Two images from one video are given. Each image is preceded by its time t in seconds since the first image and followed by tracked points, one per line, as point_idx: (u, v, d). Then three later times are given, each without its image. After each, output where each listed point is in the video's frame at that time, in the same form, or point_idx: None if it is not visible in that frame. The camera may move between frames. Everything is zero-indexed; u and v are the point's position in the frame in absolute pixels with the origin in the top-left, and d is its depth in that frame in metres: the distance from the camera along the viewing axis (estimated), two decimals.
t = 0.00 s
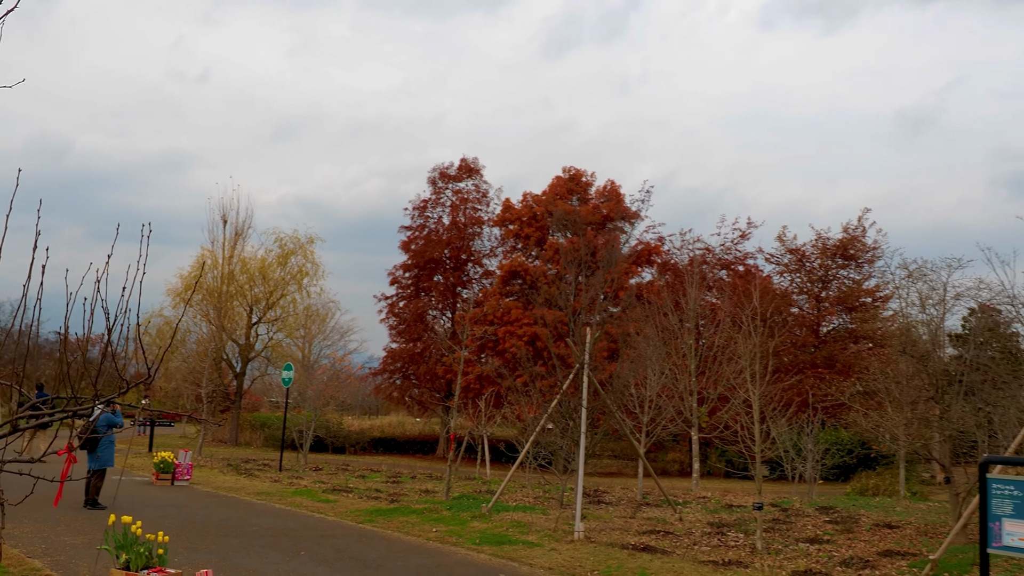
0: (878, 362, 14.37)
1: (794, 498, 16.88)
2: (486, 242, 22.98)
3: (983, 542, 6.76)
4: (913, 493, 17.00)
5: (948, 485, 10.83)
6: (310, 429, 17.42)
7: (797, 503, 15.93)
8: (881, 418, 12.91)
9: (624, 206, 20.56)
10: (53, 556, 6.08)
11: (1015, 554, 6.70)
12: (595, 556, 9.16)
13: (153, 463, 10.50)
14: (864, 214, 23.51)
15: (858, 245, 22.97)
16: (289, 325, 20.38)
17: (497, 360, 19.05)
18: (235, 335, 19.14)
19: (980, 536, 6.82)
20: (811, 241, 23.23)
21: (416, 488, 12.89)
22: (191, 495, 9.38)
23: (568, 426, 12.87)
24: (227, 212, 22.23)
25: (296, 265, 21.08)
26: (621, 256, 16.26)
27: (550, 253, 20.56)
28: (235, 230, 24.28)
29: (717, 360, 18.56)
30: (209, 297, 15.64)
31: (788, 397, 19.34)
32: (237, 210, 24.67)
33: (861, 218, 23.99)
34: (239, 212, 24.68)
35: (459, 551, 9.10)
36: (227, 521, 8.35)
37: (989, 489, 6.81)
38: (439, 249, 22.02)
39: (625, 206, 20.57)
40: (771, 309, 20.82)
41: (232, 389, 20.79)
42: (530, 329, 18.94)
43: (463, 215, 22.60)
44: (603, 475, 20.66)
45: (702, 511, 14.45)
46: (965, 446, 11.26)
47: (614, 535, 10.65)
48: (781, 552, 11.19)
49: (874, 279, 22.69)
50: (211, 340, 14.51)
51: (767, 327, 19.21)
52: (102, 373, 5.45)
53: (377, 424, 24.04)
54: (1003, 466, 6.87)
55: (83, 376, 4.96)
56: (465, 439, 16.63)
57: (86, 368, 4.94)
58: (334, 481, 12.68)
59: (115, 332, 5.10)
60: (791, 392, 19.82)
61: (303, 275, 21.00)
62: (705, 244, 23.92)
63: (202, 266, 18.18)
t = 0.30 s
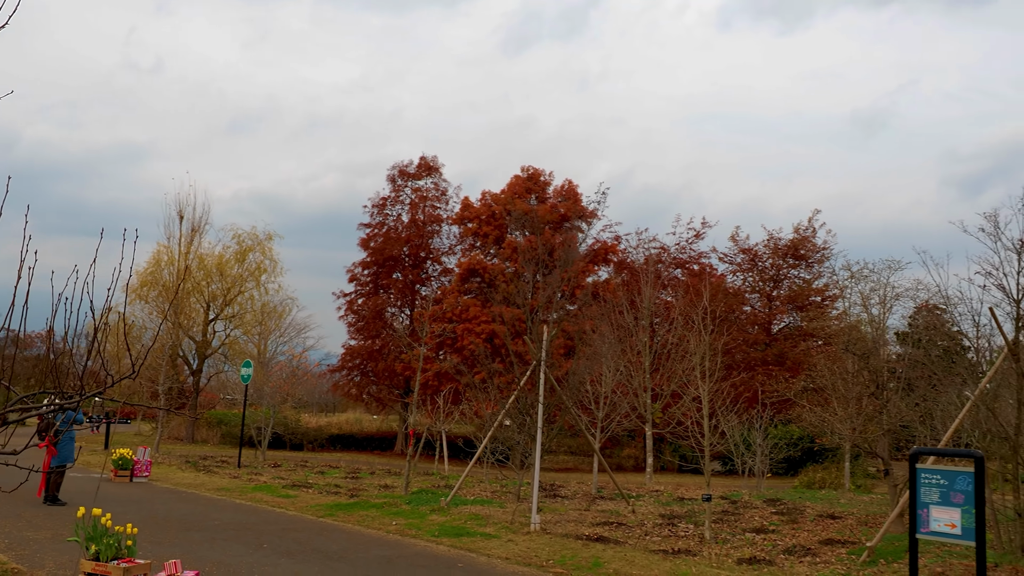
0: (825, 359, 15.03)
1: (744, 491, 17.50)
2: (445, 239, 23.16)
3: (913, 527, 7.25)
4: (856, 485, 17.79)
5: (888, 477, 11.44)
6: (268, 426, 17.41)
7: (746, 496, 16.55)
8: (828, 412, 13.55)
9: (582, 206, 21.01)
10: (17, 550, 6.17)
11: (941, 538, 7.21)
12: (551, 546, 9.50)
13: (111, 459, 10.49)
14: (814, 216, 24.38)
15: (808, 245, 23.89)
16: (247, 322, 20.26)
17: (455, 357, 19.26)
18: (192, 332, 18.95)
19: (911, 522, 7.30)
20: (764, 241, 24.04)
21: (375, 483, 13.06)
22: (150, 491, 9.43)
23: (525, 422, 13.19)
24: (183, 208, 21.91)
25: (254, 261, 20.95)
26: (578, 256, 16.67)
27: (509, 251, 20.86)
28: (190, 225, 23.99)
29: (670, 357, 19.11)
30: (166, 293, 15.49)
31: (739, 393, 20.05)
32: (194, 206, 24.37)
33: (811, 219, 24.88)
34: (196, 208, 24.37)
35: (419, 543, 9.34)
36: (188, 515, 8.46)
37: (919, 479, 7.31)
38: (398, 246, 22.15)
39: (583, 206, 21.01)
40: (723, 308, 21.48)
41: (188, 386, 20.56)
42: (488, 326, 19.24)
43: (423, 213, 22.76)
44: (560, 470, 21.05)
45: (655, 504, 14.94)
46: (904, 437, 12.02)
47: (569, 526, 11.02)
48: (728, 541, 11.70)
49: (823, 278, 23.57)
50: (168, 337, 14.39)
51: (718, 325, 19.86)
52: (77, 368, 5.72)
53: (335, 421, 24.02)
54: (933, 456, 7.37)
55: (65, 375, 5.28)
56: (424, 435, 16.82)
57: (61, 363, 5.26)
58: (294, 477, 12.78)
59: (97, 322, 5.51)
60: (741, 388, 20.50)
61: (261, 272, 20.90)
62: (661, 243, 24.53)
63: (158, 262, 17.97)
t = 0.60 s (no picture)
0: (773, 356, 15.66)
1: (693, 484, 18.10)
2: (402, 236, 23.25)
3: (848, 516, 7.79)
4: (801, 478, 18.53)
5: (829, 469, 12.07)
6: (224, 423, 17.35)
7: (695, 488, 17.14)
8: (774, 407, 14.16)
9: (537, 205, 21.35)
10: None
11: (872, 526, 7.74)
12: (505, 537, 9.84)
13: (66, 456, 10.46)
14: (765, 216, 25.09)
15: (759, 244, 24.54)
16: (202, 318, 20.07)
17: (412, 354, 19.41)
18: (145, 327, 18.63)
19: (845, 511, 7.84)
20: (715, 240, 24.72)
21: (333, 478, 13.22)
22: (107, 487, 9.48)
23: (482, 417, 13.47)
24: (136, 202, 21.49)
25: (209, 257, 20.76)
26: (533, 254, 17.01)
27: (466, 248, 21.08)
28: (143, 220, 23.60)
29: (622, 353, 19.58)
30: (119, 288, 15.23)
31: (689, 388, 20.69)
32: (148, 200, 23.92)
33: (761, 219, 25.66)
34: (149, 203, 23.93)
35: (376, 535, 9.56)
36: (147, 510, 8.55)
37: (853, 471, 7.85)
38: (354, 243, 22.17)
39: (539, 204, 21.35)
40: (675, 306, 22.09)
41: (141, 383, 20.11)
42: (444, 323, 19.47)
43: (379, 209, 22.81)
44: (515, 465, 21.41)
45: (607, 496, 15.42)
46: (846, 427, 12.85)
47: (523, 518, 11.36)
48: (675, 531, 12.19)
49: (773, 276, 24.38)
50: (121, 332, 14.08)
51: (669, 322, 20.51)
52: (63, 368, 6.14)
53: (290, 417, 23.93)
54: (866, 450, 7.90)
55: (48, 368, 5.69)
56: (380, 431, 16.97)
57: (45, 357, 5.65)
58: (251, 472, 12.89)
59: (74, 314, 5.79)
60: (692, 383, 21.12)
61: (216, 267, 20.73)
62: (615, 241, 25.06)
63: (111, 257, 17.66)
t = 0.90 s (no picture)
0: (722, 352, 16.24)
1: (645, 478, 18.62)
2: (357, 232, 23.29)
3: (786, 505, 8.21)
4: (750, 471, 19.15)
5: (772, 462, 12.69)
6: (178, 420, 17.27)
7: (647, 482, 17.65)
8: (722, 402, 14.73)
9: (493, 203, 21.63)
10: None
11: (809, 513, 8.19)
12: (459, 529, 10.14)
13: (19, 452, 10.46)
14: (716, 215, 25.77)
15: (711, 243, 25.28)
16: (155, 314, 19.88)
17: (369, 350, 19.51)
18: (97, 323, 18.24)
19: (783, 500, 8.27)
20: (668, 239, 25.34)
21: (289, 473, 13.35)
22: (61, 483, 9.51)
23: (437, 412, 13.70)
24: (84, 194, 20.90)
25: (162, 252, 20.55)
26: (487, 252, 17.31)
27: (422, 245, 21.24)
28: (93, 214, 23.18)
29: (576, 350, 19.99)
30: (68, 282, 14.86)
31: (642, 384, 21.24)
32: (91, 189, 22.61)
33: (713, 218, 26.40)
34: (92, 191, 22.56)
35: (332, 527, 9.77)
36: (103, 505, 8.63)
37: (792, 462, 8.26)
38: (310, 239, 22.14)
39: (495, 202, 21.63)
40: (628, 303, 22.66)
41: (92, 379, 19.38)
42: (401, 319, 19.65)
43: (335, 206, 22.81)
44: (471, 460, 21.69)
45: (560, 490, 15.83)
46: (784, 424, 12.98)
47: (478, 511, 11.69)
48: (625, 521, 12.58)
49: (724, 274, 25.11)
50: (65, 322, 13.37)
51: (622, 318, 21.07)
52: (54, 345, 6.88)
53: (245, 414, 23.80)
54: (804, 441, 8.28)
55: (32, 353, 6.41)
56: (337, 427, 17.08)
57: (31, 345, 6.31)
58: (206, 467, 13.00)
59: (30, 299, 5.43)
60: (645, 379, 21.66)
61: (170, 263, 20.56)
62: (571, 239, 25.54)
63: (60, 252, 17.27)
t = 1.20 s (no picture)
0: (674, 348, 16.77)
1: (598, 471, 19.09)
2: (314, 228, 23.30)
3: (728, 495, 8.67)
4: (701, 465, 19.65)
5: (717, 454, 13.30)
6: (133, 415, 17.16)
7: (600, 475, 18.08)
8: (672, 396, 15.28)
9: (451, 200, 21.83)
10: None
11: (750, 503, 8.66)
12: (415, 521, 10.42)
13: None
14: (670, 213, 26.33)
15: (665, 241, 25.78)
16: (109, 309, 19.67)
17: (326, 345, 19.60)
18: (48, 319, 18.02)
19: (726, 490, 8.72)
20: (624, 236, 25.82)
21: (246, 468, 13.47)
22: (16, 479, 9.56)
23: (394, 407, 13.97)
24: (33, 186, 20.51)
25: (116, 247, 20.31)
26: (443, 250, 17.56)
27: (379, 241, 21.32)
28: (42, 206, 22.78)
29: (532, 346, 20.36)
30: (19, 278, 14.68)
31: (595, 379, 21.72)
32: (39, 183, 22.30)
33: (667, 217, 26.96)
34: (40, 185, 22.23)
35: (290, 520, 9.97)
36: (59, 500, 8.70)
37: (735, 454, 8.74)
38: (267, 234, 22.09)
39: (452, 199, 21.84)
40: (583, 300, 23.16)
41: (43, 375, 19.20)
42: (358, 315, 19.76)
43: (292, 201, 22.75)
44: (428, 454, 21.93)
45: (515, 483, 16.21)
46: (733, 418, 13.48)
47: (434, 504, 11.98)
48: (578, 513, 12.89)
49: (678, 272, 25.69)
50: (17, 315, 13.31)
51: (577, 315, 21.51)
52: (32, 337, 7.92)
53: (199, 409, 23.62)
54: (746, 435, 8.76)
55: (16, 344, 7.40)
56: (293, 422, 17.17)
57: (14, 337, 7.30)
58: (162, 463, 13.14)
59: None
60: (599, 374, 22.15)
61: (124, 257, 20.34)
62: (527, 236, 25.92)
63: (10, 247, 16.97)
